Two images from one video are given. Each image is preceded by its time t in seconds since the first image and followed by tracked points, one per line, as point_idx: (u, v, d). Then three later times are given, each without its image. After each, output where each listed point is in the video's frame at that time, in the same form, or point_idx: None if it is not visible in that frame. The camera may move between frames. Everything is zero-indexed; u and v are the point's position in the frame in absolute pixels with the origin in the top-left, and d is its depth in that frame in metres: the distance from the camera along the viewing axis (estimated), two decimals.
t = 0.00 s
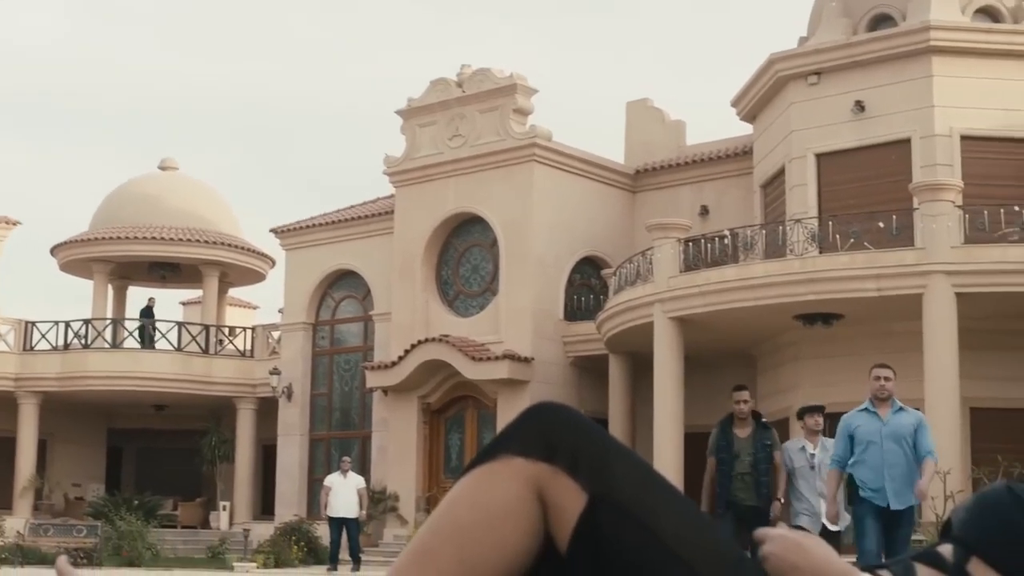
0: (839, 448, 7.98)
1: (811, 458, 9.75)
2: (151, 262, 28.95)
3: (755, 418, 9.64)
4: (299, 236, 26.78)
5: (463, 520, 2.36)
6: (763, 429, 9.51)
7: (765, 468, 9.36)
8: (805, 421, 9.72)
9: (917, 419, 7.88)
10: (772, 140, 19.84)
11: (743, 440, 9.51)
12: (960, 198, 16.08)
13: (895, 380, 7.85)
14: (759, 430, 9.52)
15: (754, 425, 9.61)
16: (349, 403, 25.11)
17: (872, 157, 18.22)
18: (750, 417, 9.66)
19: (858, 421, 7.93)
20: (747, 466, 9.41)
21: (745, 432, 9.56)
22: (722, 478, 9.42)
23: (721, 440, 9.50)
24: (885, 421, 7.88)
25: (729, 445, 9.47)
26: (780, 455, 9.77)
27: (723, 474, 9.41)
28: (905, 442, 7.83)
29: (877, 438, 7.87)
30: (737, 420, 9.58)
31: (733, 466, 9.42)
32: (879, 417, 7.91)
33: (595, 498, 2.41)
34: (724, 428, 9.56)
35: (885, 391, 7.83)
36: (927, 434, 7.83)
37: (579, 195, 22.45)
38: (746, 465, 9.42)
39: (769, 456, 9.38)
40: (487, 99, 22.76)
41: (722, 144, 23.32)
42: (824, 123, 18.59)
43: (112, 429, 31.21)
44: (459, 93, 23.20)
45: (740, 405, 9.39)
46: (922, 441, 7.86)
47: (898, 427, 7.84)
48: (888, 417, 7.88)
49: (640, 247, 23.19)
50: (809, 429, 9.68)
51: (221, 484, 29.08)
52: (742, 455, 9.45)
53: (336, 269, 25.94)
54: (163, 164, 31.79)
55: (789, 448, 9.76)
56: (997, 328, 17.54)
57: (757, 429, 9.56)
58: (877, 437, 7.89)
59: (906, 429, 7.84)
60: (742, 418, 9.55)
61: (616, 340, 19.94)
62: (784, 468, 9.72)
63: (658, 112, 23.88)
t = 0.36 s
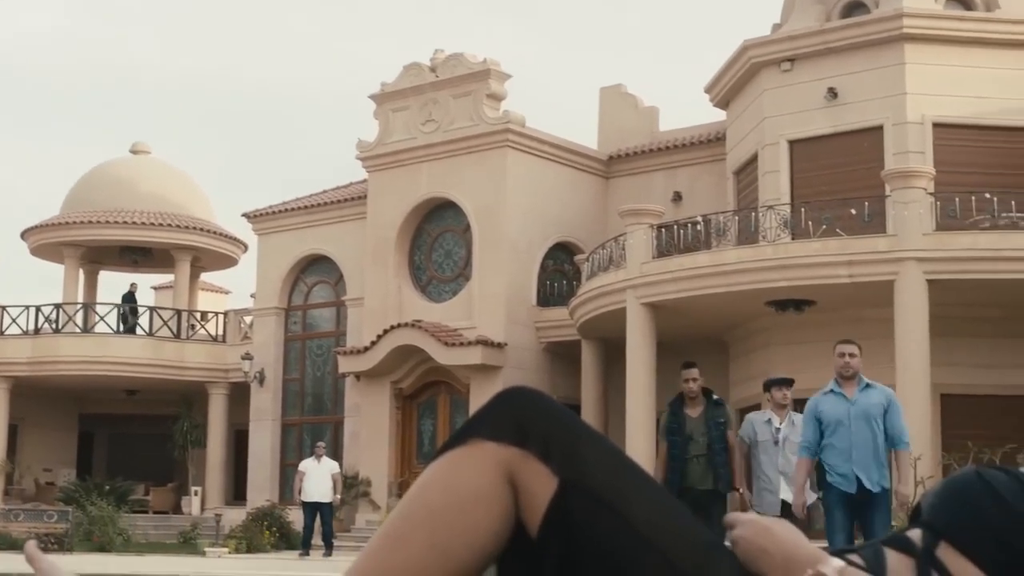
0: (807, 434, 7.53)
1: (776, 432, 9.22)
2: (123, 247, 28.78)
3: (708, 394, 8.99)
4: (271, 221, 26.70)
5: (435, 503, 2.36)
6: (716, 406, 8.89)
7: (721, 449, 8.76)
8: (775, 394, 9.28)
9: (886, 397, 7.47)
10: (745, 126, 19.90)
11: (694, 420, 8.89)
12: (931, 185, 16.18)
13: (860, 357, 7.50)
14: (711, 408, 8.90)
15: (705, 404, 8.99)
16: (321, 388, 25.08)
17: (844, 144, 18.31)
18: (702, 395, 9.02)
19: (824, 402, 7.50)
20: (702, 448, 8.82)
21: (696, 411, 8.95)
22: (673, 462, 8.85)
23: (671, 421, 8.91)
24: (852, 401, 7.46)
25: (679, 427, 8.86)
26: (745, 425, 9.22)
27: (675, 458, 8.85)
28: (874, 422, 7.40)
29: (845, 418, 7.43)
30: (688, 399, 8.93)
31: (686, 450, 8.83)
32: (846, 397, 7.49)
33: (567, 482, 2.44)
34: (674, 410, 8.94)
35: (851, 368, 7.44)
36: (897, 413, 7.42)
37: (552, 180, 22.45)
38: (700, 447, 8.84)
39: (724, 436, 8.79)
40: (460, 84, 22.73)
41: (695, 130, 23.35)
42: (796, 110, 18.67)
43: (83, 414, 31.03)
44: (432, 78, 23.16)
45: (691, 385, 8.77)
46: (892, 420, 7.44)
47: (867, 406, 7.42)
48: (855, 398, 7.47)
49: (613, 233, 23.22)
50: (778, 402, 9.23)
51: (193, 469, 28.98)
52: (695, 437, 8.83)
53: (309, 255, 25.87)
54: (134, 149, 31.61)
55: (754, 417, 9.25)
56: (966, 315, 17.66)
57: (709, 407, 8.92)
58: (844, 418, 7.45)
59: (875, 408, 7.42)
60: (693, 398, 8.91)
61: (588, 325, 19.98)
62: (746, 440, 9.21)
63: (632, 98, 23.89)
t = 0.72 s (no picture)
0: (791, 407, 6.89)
1: (748, 408, 8.30)
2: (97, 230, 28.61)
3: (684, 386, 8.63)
4: (246, 205, 26.61)
5: (408, 487, 2.37)
6: (691, 400, 8.56)
7: (691, 446, 8.42)
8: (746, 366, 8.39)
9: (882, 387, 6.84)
10: (720, 112, 19.96)
11: (666, 410, 8.56)
12: (905, 171, 16.25)
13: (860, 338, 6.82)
14: (686, 402, 8.55)
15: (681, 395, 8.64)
16: (296, 372, 25.00)
17: (819, 130, 18.38)
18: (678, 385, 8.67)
19: (814, 378, 6.86)
20: (670, 442, 8.49)
21: (670, 402, 8.60)
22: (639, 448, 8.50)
23: (643, 408, 8.57)
24: (845, 384, 6.82)
25: (651, 413, 8.54)
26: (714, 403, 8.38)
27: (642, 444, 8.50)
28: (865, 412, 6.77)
29: (834, 399, 6.81)
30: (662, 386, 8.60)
31: (654, 439, 8.50)
32: (839, 378, 6.85)
33: (540, 467, 2.44)
34: (647, 397, 8.63)
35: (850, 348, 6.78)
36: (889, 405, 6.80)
37: (528, 165, 22.43)
38: (669, 440, 8.52)
39: (695, 433, 8.45)
40: (436, 69, 22.68)
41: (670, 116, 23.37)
42: (772, 96, 18.72)
43: (56, 399, 30.82)
44: (408, 62, 23.09)
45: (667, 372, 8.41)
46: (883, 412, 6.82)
47: (859, 393, 6.78)
48: (848, 381, 6.82)
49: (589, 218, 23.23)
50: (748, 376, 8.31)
51: (167, 454, 28.86)
52: (666, 430, 8.50)
53: (284, 239, 25.79)
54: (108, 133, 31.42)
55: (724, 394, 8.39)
56: (939, 300, 17.77)
57: (683, 399, 8.58)
58: (834, 399, 6.81)
59: (869, 397, 6.78)
60: (669, 386, 8.56)
61: (563, 310, 20.00)
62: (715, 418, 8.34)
63: (607, 83, 23.88)
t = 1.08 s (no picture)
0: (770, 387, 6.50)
1: (715, 387, 7.99)
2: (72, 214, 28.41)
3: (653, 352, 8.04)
4: (223, 190, 26.54)
5: (382, 471, 2.37)
6: (662, 366, 7.95)
7: (664, 416, 7.77)
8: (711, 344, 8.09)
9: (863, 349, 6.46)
10: (697, 97, 19.99)
11: (637, 379, 7.94)
12: (881, 157, 16.31)
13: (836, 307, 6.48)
14: (657, 368, 7.95)
15: (650, 364, 8.04)
16: (272, 357, 24.91)
17: (795, 116, 18.42)
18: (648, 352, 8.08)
19: (790, 354, 6.50)
20: (643, 415, 7.85)
21: (639, 370, 8.00)
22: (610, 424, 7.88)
23: (611, 381, 7.93)
24: (823, 353, 6.44)
25: (619, 384, 7.92)
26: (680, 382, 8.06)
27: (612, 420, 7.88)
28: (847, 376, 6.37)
29: (813, 372, 6.41)
30: (630, 354, 8.00)
31: (626, 414, 7.88)
32: (816, 348, 6.47)
33: (514, 450, 2.44)
34: (614, 368, 8.03)
35: (826, 314, 6.43)
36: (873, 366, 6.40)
37: (503, 149, 22.40)
38: (641, 413, 7.88)
39: (668, 401, 7.83)
40: (412, 53, 22.63)
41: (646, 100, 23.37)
42: (749, 81, 18.76)
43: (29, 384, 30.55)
44: (385, 46, 23.03)
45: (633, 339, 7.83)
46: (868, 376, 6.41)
47: (839, 359, 6.39)
48: (826, 348, 6.44)
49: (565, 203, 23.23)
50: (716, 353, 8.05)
51: (142, 439, 28.74)
52: (637, 400, 7.87)
53: (260, 224, 25.71)
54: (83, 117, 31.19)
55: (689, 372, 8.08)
56: (914, 287, 17.88)
57: (653, 367, 7.98)
58: (813, 372, 6.42)
59: (850, 360, 6.39)
60: (637, 354, 7.99)
61: (539, 295, 20.01)
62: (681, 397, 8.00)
63: (584, 68, 23.87)
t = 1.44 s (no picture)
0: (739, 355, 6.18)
1: (701, 370, 7.58)
2: (48, 199, 28.23)
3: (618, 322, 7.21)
4: (200, 175, 26.43)
5: (357, 457, 2.38)
6: (628, 337, 7.13)
7: (628, 388, 6.97)
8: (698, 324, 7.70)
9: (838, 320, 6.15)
10: (676, 83, 20.00)
11: (599, 350, 7.13)
12: (859, 145, 16.35)
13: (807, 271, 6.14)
14: (622, 338, 7.13)
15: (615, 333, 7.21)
16: (249, 343, 24.83)
17: (774, 102, 18.44)
18: (613, 322, 7.24)
19: (760, 322, 6.19)
20: (607, 386, 7.02)
21: (604, 341, 7.17)
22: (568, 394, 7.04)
23: (572, 350, 7.11)
24: (796, 321, 6.13)
25: (581, 353, 7.10)
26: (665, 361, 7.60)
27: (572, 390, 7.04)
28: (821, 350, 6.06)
29: (784, 340, 6.10)
30: (593, 322, 7.16)
31: (587, 385, 7.05)
32: (787, 317, 6.16)
33: (490, 435, 2.45)
34: (576, 336, 7.18)
35: (797, 282, 6.09)
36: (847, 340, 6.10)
37: (482, 135, 22.35)
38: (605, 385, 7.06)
39: (634, 373, 7.02)
40: (391, 38, 22.57)
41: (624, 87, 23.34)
42: (727, 68, 18.77)
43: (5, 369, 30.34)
44: (363, 31, 22.95)
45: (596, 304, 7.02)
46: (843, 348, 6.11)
47: (812, 329, 6.08)
48: (799, 318, 6.12)
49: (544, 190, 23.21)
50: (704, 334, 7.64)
51: (119, 424, 28.61)
52: (599, 371, 7.06)
53: (237, 209, 25.61)
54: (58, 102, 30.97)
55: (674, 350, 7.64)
56: (892, 274, 17.97)
57: (618, 337, 7.15)
58: (784, 341, 6.11)
59: (824, 331, 6.08)
60: (601, 322, 7.16)
61: (518, 281, 20.00)
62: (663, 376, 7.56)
63: (563, 54, 23.83)
